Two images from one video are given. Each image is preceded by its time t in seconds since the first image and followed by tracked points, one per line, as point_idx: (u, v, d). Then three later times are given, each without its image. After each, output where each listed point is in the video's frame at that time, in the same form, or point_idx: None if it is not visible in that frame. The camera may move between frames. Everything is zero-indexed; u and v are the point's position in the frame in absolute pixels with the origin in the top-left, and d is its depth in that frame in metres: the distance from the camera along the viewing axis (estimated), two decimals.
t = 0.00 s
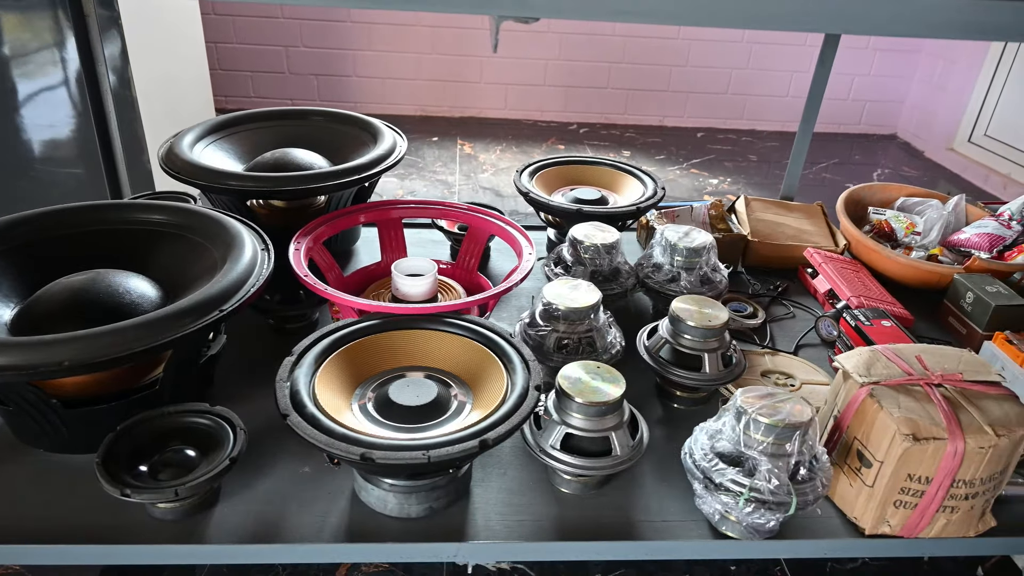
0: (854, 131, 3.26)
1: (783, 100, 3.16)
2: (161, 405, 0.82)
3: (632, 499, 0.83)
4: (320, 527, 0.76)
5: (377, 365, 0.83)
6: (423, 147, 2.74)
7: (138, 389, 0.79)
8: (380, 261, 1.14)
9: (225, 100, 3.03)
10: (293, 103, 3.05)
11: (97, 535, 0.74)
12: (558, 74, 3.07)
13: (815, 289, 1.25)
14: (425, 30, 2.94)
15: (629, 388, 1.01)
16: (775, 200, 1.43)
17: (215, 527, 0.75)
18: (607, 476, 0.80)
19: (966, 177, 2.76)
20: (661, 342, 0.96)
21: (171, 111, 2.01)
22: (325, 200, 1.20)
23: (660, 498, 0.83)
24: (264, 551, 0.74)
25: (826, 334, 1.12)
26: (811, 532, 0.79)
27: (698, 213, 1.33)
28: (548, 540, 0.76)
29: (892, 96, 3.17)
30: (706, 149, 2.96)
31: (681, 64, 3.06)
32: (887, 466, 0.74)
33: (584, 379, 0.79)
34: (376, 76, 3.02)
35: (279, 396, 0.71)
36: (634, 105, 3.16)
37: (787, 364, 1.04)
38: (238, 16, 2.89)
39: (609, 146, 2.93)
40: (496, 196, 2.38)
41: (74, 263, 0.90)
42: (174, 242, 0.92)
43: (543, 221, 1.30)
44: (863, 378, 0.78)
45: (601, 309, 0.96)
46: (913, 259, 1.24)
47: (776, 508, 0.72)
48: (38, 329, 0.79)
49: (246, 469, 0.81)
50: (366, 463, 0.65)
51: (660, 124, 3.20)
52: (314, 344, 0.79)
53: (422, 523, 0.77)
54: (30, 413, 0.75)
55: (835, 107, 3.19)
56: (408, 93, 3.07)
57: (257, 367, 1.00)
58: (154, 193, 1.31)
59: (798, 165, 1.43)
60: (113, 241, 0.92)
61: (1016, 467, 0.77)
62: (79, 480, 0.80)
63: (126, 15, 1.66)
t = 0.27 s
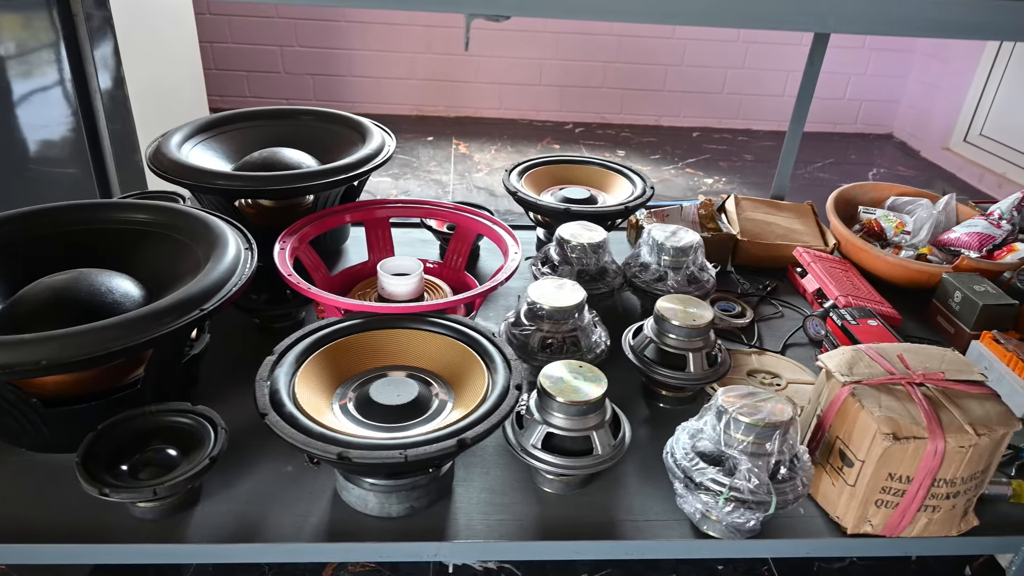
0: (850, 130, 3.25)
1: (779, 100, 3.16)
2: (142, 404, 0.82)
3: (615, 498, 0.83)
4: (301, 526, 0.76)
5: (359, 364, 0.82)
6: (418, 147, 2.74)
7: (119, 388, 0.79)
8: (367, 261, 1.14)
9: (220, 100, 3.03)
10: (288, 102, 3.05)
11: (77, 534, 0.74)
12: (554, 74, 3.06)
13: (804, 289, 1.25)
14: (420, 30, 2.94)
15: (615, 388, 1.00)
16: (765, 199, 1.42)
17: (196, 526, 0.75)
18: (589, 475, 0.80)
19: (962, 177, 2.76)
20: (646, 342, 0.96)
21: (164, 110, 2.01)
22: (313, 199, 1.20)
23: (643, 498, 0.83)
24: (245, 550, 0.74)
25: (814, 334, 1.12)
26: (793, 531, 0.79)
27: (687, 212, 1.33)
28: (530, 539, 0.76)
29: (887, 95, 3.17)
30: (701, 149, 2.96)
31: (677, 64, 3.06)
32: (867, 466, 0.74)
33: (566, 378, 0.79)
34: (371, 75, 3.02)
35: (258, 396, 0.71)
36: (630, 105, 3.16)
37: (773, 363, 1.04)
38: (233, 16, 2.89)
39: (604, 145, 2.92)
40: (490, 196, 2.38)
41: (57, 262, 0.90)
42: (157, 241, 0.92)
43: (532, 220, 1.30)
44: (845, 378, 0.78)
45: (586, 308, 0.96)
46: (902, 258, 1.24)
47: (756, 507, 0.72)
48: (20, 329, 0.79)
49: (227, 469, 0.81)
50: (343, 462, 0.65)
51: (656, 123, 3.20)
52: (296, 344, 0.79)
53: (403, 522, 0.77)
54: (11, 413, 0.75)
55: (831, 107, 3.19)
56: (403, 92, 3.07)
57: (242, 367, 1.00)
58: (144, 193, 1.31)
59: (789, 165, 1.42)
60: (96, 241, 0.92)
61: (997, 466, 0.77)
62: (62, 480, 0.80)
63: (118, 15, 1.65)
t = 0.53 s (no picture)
0: (845, 130, 3.25)
1: (774, 100, 3.16)
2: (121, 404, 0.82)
3: (595, 499, 0.82)
4: (280, 527, 0.76)
5: (340, 365, 0.82)
6: (412, 148, 2.74)
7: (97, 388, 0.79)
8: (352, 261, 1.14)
9: (215, 100, 3.03)
10: (283, 103, 3.05)
11: (54, 535, 0.74)
12: (548, 74, 3.06)
13: (791, 289, 1.25)
14: (415, 30, 2.94)
15: (600, 388, 1.00)
16: (755, 199, 1.42)
17: (174, 526, 0.75)
18: (569, 475, 0.80)
19: (956, 177, 2.76)
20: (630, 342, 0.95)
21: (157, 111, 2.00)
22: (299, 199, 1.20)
23: (624, 498, 0.83)
24: (222, 551, 0.74)
25: (800, 334, 1.12)
26: (773, 532, 0.78)
27: (676, 212, 1.33)
28: (508, 540, 0.76)
29: (882, 96, 3.17)
30: (696, 149, 2.96)
31: (672, 64, 3.06)
32: (846, 466, 0.74)
33: (545, 379, 0.79)
34: (366, 76, 3.02)
35: (235, 396, 0.70)
36: (625, 105, 3.16)
37: (758, 363, 1.04)
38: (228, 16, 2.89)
39: (599, 146, 2.92)
40: (483, 196, 2.38)
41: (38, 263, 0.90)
42: (138, 241, 0.92)
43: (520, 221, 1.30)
44: (825, 378, 0.78)
45: (569, 308, 0.95)
46: (889, 258, 1.24)
47: (733, 508, 0.72)
48: None
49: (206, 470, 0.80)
50: (317, 462, 0.64)
51: (651, 124, 3.20)
52: (275, 344, 0.78)
53: (382, 522, 0.77)
54: None
55: (826, 107, 3.19)
56: (398, 93, 3.07)
57: (225, 366, 1.00)
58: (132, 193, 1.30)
59: (778, 165, 1.42)
60: (77, 241, 0.91)
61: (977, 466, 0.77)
62: (41, 480, 0.80)
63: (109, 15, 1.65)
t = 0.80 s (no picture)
0: (840, 130, 3.25)
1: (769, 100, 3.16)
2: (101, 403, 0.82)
3: (575, 498, 0.82)
4: (257, 526, 0.76)
5: (319, 364, 0.82)
6: (406, 148, 2.74)
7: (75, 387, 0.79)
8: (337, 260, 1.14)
9: (209, 100, 3.03)
10: (277, 102, 3.05)
11: (32, 534, 0.74)
12: (543, 74, 3.07)
13: (778, 289, 1.25)
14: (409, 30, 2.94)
15: (583, 388, 1.00)
16: (743, 199, 1.42)
17: (151, 526, 0.75)
18: (548, 475, 0.80)
19: (950, 177, 2.76)
20: (612, 342, 0.95)
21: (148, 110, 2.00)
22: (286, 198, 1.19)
23: (604, 497, 0.83)
24: (199, 550, 0.74)
25: (786, 334, 1.12)
26: (751, 531, 0.78)
27: (664, 212, 1.33)
28: (486, 539, 0.76)
29: (877, 96, 3.17)
30: (690, 149, 2.96)
31: (666, 64, 3.06)
32: (824, 465, 0.74)
33: (524, 378, 0.79)
34: (360, 76, 3.02)
35: (211, 395, 0.70)
36: (620, 105, 3.16)
37: (741, 363, 1.04)
38: (222, 16, 2.88)
39: (593, 146, 2.92)
40: (476, 196, 2.38)
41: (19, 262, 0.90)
42: (120, 240, 0.92)
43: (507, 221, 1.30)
44: (804, 377, 0.78)
45: (551, 308, 0.95)
46: (876, 258, 1.24)
47: (710, 507, 0.72)
48: None
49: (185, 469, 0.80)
50: (291, 461, 0.64)
51: (646, 124, 3.20)
52: (254, 343, 0.78)
53: (360, 522, 0.77)
54: None
55: (821, 107, 3.19)
56: (392, 93, 3.07)
57: (208, 366, 1.00)
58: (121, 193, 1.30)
59: (766, 165, 1.42)
60: (59, 239, 0.91)
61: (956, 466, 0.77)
62: (20, 480, 0.80)
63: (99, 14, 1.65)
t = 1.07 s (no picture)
0: (835, 130, 3.25)
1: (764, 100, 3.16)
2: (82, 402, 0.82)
3: (557, 498, 0.82)
4: (237, 526, 0.76)
5: (300, 363, 0.82)
6: (400, 147, 2.74)
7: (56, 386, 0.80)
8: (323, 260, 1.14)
9: (204, 100, 3.03)
10: (272, 102, 3.05)
11: (11, 533, 0.74)
12: (538, 74, 3.07)
13: (766, 288, 1.25)
14: (403, 30, 2.94)
15: (567, 387, 1.00)
16: (732, 199, 1.42)
17: (131, 525, 0.75)
18: (529, 474, 0.80)
19: (945, 177, 2.76)
20: (596, 341, 0.95)
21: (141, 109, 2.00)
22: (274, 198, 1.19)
23: (585, 497, 0.83)
24: (179, 549, 0.74)
25: (773, 333, 1.12)
26: (731, 530, 0.78)
27: (652, 212, 1.33)
28: (466, 539, 0.76)
29: (872, 96, 3.17)
30: (685, 149, 2.96)
31: (661, 64, 3.06)
32: (803, 464, 0.74)
33: (504, 377, 0.79)
34: (355, 76, 3.02)
35: (189, 394, 0.70)
36: (615, 105, 3.16)
37: (727, 362, 1.04)
38: (217, 15, 2.88)
39: (588, 146, 2.93)
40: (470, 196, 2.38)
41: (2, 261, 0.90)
42: (104, 239, 0.92)
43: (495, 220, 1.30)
44: (785, 377, 0.78)
45: (535, 307, 0.96)
46: (863, 257, 1.24)
47: (688, 506, 0.72)
48: None
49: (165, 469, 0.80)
50: (267, 460, 0.64)
51: (641, 123, 3.20)
52: (235, 342, 0.78)
53: (340, 521, 0.77)
54: None
55: (816, 107, 3.19)
56: (387, 93, 3.07)
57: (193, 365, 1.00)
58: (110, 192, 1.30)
59: (755, 165, 1.42)
60: (42, 239, 0.92)
61: (935, 465, 0.77)
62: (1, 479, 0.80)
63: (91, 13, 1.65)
